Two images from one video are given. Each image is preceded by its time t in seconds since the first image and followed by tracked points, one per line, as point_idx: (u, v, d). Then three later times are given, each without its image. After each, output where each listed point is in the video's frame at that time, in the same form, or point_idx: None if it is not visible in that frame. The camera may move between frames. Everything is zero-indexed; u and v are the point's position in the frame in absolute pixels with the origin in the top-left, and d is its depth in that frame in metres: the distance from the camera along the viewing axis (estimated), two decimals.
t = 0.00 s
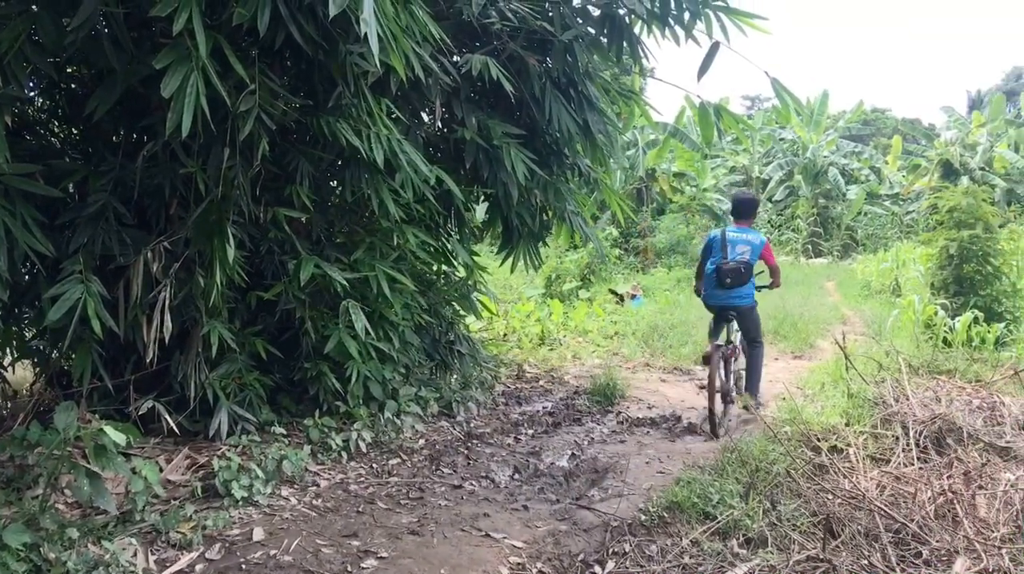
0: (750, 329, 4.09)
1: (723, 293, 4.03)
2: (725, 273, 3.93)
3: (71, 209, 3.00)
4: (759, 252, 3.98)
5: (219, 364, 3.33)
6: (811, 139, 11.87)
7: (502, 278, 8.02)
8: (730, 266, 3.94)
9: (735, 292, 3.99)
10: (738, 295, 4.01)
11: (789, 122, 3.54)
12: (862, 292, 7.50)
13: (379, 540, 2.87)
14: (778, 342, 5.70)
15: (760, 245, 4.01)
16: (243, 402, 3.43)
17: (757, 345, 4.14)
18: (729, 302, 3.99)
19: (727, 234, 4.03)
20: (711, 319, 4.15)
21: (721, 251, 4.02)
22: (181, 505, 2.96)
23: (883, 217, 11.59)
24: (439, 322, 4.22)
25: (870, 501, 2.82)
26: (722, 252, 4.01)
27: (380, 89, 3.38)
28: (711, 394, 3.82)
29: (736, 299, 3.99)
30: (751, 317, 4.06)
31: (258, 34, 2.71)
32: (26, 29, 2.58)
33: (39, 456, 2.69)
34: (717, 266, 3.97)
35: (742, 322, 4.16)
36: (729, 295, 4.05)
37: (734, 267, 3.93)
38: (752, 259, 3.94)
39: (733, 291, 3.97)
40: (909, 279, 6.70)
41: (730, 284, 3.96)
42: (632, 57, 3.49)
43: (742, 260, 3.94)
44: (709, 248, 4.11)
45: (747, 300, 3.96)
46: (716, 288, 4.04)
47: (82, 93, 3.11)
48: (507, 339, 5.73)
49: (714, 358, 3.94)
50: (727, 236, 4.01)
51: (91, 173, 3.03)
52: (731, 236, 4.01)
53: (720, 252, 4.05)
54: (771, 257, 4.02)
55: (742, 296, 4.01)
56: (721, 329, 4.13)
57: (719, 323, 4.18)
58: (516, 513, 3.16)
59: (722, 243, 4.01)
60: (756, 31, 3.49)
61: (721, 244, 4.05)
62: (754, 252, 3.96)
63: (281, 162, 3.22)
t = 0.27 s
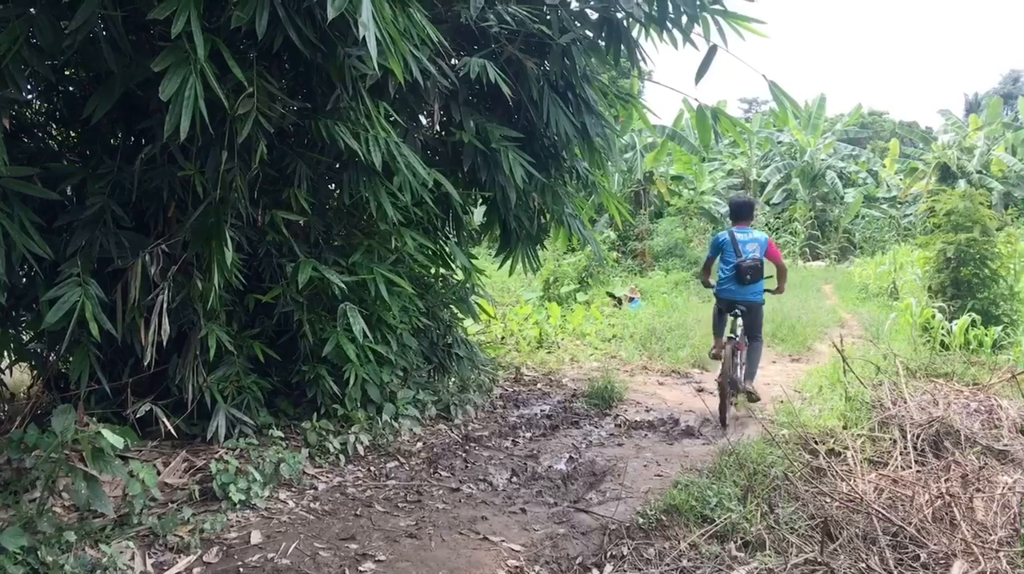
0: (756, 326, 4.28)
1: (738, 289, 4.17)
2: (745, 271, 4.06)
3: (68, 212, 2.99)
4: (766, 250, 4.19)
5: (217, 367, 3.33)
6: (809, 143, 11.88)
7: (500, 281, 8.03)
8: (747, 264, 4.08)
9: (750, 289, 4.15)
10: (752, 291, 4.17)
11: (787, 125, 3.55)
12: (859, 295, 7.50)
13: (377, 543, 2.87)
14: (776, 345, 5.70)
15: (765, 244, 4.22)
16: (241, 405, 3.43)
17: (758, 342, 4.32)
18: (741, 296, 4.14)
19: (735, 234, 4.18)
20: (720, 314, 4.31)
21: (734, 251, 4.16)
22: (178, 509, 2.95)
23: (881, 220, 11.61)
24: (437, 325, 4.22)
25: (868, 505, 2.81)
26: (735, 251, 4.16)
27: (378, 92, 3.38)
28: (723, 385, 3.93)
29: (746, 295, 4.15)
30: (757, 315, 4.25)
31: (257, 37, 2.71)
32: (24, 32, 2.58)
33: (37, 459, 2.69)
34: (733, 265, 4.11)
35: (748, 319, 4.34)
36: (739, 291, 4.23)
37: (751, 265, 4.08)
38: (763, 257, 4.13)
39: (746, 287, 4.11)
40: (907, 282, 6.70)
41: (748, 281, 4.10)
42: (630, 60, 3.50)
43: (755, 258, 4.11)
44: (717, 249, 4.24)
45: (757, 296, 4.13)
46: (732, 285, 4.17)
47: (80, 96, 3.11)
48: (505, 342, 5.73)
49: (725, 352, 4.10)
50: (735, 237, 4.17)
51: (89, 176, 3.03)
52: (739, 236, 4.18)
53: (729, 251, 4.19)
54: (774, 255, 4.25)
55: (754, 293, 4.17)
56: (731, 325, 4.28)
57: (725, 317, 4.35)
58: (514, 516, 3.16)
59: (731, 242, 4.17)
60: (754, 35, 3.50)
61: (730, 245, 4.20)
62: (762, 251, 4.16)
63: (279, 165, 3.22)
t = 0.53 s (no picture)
0: (760, 322, 4.49)
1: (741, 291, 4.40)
2: (746, 274, 4.28)
3: (66, 215, 2.99)
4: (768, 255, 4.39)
5: (215, 370, 3.33)
6: (807, 146, 11.89)
7: (498, 283, 8.03)
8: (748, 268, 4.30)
9: (752, 291, 4.37)
10: (754, 293, 4.39)
11: (785, 128, 3.55)
12: (858, 297, 7.51)
13: (375, 545, 2.87)
14: (775, 347, 5.71)
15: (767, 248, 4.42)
16: (239, 407, 3.43)
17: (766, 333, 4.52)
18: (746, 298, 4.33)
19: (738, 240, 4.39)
20: (724, 313, 4.53)
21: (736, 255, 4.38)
22: (176, 511, 2.95)
23: (878, 222, 11.63)
24: (435, 327, 4.22)
25: (866, 507, 2.81)
26: (737, 256, 4.38)
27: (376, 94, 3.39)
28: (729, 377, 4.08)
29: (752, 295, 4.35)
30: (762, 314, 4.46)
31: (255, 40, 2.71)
32: (22, 35, 2.58)
33: (35, 462, 2.69)
34: (736, 269, 4.32)
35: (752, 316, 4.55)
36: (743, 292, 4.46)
37: (752, 269, 4.30)
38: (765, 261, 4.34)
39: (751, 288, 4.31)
40: (905, 285, 6.71)
41: (749, 284, 4.33)
42: (628, 63, 3.50)
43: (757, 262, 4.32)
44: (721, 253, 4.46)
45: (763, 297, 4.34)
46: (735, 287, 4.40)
47: (79, 99, 3.11)
48: (503, 345, 5.73)
49: (730, 349, 4.29)
50: (738, 242, 4.38)
51: (87, 179, 3.03)
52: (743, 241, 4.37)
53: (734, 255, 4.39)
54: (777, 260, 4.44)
55: (757, 294, 4.39)
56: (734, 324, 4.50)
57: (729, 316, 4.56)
58: (512, 519, 3.16)
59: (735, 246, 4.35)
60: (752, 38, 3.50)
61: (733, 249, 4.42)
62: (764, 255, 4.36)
63: (277, 168, 3.22)
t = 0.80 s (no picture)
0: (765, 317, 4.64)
1: (744, 290, 4.58)
2: (750, 273, 4.47)
3: (63, 216, 2.99)
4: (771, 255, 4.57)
5: (212, 372, 3.32)
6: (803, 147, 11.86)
7: (496, 285, 8.03)
8: (751, 268, 4.49)
9: (755, 289, 4.56)
10: (757, 290, 4.57)
11: (782, 129, 3.56)
12: (855, 298, 7.53)
13: (372, 547, 2.87)
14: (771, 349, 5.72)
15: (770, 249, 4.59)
16: (236, 409, 3.43)
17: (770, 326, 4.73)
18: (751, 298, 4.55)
19: (741, 241, 4.57)
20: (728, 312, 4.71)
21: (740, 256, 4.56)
22: (173, 513, 2.94)
23: (874, 224, 11.66)
24: (432, 329, 4.22)
25: (863, 508, 2.81)
26: (741, 256, 4.56)
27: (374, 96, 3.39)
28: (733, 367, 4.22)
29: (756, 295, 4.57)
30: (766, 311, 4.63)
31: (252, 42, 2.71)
32: (18, 36, 2.58)
33: (31, 464, 2.68)
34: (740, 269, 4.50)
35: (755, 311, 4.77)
36: (746, 291, 4.63)
37: (755, 268, 4.48)
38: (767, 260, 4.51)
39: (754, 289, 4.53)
40: (902, 286, 6.73)
41: (752, 282, 4.52)
42: (626, 65, 3.51)
43: (760, 262, 4.50)
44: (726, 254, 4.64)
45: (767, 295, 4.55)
46: (739, 286, 4.59)
47: (76, 100, 3.11)
48: (501, 346, 5.74)
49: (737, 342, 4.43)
50: (741, 243, 4.56)
51: (84, 180, 3.03)
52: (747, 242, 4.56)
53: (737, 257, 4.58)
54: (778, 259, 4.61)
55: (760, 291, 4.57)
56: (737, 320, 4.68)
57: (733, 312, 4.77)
58: (509, 520, 3.16)
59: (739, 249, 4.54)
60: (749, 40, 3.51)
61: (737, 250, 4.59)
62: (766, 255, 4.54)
63: (274, 170, 3.22)
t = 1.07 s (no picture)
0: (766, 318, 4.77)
1: (744, 290, 4.71)
2: (751, 275, 4.60)
3: (56, 217, 2.98)
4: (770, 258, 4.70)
5: (205, 373, 3.32)
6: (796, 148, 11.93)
7: (490, 286, 8.03)
8: (751, 270, 4.63)
9: (755, 290, 4.69)
10: (757, 291, 4.70)
11: (776, 130, 3.56)
12: (848, 299, 7.55)
13: (366, 548, 2.87)
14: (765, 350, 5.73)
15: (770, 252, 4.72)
16: (230, 410, 3.42)
17: (771, 325, 4.89)
18: (752, 300, 4.71)
19: (742, 244, 4.70)
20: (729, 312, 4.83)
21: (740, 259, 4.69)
22: (166, 514, 2.94)
23: (868, 225, 11.70)
24: (427, 330, 4.22)
25: (856, 508, 2.82)
26: (741, 259, 4.69)
27: (368, 96, 3.38)
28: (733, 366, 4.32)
29: (757, 296, 4.73)
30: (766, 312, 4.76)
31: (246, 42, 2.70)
32: (10, 36, 2.57)
33: (23, 465, 2.66)
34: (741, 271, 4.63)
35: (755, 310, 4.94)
36: (747, 292, 4.76)
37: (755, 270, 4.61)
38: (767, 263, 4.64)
39: (755, 290, 4.70)
40: (896, 287, 6.75)
41: (752, 283, 4.65)
42: (620, 66, 3.51)
43: (760, 264, 4.63)
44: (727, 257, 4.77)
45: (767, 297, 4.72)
46: (739, 287, 4.72)
47: (69, 101, 3.10)
48: (495, 347, 5.74)
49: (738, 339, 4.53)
50: (741, 246, 4.69)
51: (77, 181, 3.02)
52: (747, 246, 4.71)
53: (738, 260, 4.73)
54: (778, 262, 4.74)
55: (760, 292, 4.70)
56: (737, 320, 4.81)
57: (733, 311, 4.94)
58: (503, 521, 3.16)
59: (741, 253, 4.68)
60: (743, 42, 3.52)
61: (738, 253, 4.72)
62: (766, 257, 4.67)
63: (268, 170, 3.22)
